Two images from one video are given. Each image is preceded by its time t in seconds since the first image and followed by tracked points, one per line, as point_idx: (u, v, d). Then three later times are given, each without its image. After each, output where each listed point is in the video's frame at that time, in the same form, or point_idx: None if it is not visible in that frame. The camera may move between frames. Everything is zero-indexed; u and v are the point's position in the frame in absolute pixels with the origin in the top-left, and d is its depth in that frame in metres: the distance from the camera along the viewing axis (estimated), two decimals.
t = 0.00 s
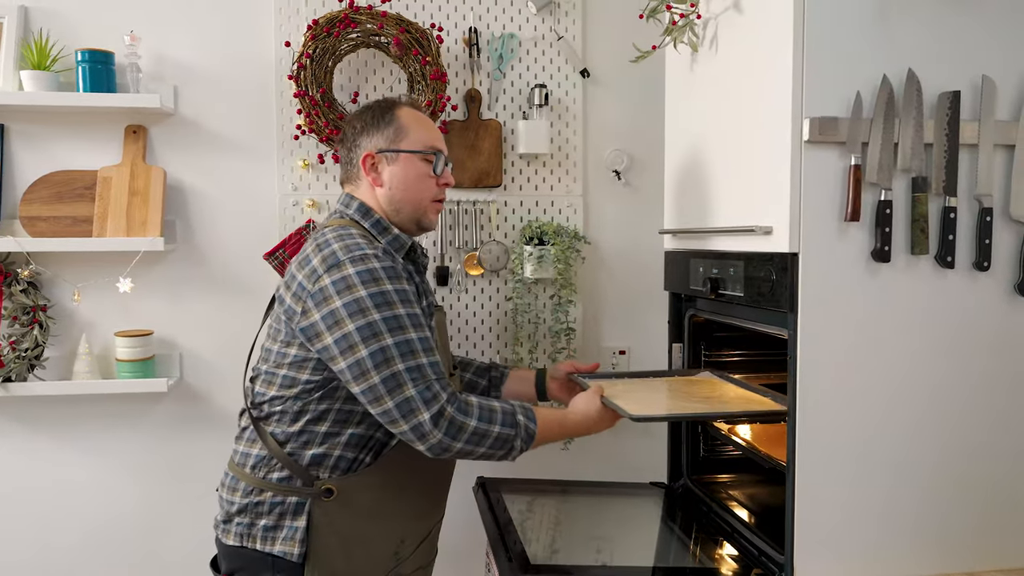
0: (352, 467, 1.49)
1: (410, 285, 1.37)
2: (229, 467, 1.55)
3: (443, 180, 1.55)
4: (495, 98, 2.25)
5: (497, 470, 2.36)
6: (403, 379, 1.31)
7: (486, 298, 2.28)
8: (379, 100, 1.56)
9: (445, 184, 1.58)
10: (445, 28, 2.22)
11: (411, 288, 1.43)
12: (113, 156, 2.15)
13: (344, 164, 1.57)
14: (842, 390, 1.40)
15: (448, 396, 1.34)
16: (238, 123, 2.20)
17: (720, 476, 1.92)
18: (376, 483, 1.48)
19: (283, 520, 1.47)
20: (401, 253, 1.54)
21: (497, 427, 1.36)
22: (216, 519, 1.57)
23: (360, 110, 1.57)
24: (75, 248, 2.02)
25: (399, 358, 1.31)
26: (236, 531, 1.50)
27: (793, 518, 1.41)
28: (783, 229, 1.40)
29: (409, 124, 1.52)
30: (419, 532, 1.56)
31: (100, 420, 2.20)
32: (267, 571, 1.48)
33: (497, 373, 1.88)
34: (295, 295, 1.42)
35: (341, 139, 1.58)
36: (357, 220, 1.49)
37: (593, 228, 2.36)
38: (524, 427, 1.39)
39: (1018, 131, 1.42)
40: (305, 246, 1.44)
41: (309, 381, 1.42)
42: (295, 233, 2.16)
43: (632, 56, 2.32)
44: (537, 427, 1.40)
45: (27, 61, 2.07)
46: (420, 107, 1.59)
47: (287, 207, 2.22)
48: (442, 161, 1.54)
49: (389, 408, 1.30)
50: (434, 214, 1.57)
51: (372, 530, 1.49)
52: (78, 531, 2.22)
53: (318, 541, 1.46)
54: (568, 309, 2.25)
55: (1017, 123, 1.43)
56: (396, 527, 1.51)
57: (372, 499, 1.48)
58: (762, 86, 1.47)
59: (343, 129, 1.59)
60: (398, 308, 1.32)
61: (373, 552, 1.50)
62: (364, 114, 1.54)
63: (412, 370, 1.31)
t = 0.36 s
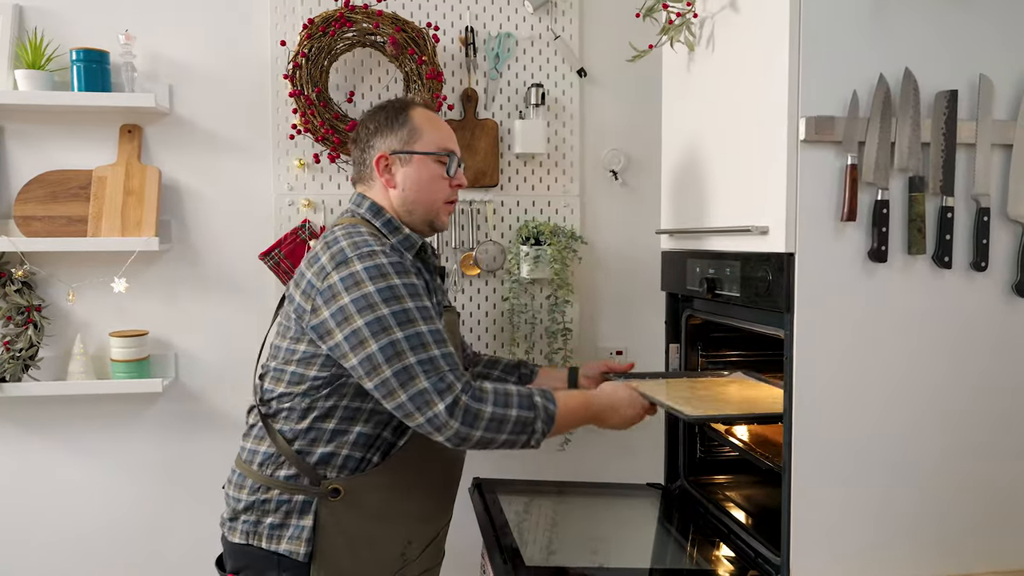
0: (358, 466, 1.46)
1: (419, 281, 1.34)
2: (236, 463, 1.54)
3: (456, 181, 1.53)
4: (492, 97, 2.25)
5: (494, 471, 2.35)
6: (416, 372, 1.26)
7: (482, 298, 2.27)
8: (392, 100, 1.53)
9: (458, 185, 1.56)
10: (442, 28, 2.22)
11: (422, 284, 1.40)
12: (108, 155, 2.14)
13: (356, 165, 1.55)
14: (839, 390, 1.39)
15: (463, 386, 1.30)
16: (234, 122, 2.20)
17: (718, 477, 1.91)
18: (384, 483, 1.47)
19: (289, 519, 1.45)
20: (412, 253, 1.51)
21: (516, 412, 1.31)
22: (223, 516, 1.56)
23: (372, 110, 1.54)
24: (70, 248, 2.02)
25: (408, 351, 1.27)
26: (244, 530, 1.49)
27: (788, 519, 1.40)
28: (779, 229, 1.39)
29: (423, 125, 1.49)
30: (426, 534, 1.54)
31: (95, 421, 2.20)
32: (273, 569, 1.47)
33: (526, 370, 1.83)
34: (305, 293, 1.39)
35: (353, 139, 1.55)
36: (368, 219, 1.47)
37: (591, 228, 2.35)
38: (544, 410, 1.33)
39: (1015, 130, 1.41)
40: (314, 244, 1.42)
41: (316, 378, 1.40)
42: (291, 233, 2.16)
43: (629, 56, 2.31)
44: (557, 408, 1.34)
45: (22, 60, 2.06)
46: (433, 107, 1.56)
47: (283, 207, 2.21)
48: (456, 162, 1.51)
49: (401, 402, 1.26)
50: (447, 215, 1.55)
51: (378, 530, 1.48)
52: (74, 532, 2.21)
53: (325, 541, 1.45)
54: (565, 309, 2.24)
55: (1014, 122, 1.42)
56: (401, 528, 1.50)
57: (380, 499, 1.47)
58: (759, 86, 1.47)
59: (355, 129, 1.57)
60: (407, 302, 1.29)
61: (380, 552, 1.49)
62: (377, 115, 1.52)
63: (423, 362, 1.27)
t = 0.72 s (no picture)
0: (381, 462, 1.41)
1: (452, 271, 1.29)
2: (247, 463, 1.46)
3: (458, 179, 1.51)
4: (487, 97, 2.24)
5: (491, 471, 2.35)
6: (476, 356, 1.21)
7: (478, 298, 2.27)
8: (392, 99, 1.52)
9: (460, 184, 1.54)
10: (437, 27, 2.21)
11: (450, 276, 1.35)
12: (102, 155, 2.14)
13: (359, 166, 1.54)
14: (837, 391, 1.39)
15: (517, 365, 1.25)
16: (228, 122, 2.19)
17: (713, 478, 1.91)
18: (405, 479, 1.43)
19: (308, 517, 1.40)
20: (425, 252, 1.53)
21: (576, 383, 1.26)
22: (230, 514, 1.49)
23: (372, 112, 1.53)
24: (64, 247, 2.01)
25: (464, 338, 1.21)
26: (258, 529, 1.42)
27: (784, 517, 1.40)
28: (774, 229, 1.39)
29: (422, 123, 1.47)
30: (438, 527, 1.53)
31: (89, 421, 2.19)
32: (287, 570, 1.41)
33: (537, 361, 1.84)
34: (334, 296, 1.31)
35: (354, 141, 1.55)
36: (379, 219, 1.46)
37: (587, 228, 2.35)
38: (601, 383, 1.27)
39: (1010, 130, 1.41)
40: (336, 243, 1.34)
41: (347, 375, 1.34)
42: (285, 233, 2.15)
43: (624, 55, 2.31)
44: (612, 384, 1.29)
45: (15, 60, 2.06)
46: (432, 104, 1.54)
47: (278, 207, 2.20)
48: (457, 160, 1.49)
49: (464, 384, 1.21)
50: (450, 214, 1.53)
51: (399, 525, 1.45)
52: (68, 533, 2.21)
53: (349, 537, 1.41)
54: (560, 308, 2.23)
55: (1009, 122, 1.42)
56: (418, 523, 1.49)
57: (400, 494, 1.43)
58: (754, 85, 1.46)
59: (356, 131, 1.56)
60: (450, 293, 1.24)
61: (399, 547, 1.47)
62: (377, 116, 1.51)
63: (479, 347, 1.22)
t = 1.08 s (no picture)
0: (384, 466, 1.34)
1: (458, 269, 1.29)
2: (244, 466, 1.36)
3: (453, 184, 1.44)
4: (481, 97, 2.24)
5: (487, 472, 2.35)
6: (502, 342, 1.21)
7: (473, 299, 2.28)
8: (385, 101, 1.45)
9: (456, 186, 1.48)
10: (431, 27, 2.21)
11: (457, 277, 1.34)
12: (95, 156, 2.13)
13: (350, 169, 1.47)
14: (831, 392, 1.39)
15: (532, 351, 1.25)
16: (222, 123, 2.19)
17: (708, 477, 1.91)
18: (405, 483, 1.35)
19: (312, 521, 1.32)
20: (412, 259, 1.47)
21: (599, 360, 1.26)
22: (222, 521, 1.38)
23: (363, 113, 1.46)
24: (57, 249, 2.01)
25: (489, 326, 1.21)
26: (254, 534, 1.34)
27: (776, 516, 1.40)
28: (767, 229, 1.39)
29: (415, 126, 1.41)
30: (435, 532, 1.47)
31: (83, 423, 2.19)
32: None
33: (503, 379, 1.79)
34: (348, 298, 1.25)
35: (345, 143, 1.48)
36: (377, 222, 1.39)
37: (581, 228, 2.35)
38: (623, 363, 1.28)
39: (1003, 129, 1.41)
40: (344, 244, 1.29)
41: (360, 377, 1.28)
42: (279, 233, 2.15)
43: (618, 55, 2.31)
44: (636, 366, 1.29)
45: (8, 61, 2.05)
46: (427, 107, 1.47)
47: (272, 207, 2.20)
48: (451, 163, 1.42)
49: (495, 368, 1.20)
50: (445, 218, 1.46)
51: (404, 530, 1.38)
52: (62, 535, 2.20)
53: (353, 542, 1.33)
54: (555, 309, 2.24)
55: (1001, 121, 1.42)
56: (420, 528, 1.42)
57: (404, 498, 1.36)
58: (747, 85, 1.46)
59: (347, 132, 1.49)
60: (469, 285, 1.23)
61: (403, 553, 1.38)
62: (369, 118, 1.44)
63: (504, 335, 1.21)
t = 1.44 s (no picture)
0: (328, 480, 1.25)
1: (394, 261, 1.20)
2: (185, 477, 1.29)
3: (412, 180, 1.29)
4: (479, 98, 2.24)
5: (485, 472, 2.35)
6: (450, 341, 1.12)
7: (471, 300, 2.28)
8: (339, 95, 1.30)
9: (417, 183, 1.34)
10: (429, 28, 2.22)
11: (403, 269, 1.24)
12: (93, 156, 2.14)
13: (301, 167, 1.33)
14: (827, 392, 1.40)
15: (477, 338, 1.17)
16: (220, 123, 2.19)
17: (706, 478, 1.91)
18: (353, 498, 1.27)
19: (251, 536, 1.24)
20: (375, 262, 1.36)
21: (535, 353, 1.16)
22: (167, 533, 1.31)
23: (315, 104, 1.32)
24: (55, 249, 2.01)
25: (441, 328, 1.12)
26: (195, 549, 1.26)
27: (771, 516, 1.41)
28: (764, 230, 1.40)
29: (371, 119, 1.26)
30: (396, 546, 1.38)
31: (81, 423, 2.19)
32: None
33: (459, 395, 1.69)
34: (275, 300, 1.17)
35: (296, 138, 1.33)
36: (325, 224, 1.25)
37: (579, 229, 2.35)
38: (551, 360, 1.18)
39: (999, 130, 1.42)
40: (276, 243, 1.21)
41: (289, 386, 1.19)
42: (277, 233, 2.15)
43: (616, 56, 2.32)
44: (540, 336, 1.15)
45: (6, 61, 2.05)
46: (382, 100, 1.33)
47: (270, 207, 2.20)
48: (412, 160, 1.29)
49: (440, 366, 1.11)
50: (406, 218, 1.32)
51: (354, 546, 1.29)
52: (60, 535, 2.20)
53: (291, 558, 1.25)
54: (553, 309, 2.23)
55: (998, 123, 1.42)
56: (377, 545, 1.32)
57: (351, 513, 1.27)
58: (744, 86, 1.46)
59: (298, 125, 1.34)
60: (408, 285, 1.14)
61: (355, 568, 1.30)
62: (322, 110, 1.30)
63: (448, 338, 1.12)
